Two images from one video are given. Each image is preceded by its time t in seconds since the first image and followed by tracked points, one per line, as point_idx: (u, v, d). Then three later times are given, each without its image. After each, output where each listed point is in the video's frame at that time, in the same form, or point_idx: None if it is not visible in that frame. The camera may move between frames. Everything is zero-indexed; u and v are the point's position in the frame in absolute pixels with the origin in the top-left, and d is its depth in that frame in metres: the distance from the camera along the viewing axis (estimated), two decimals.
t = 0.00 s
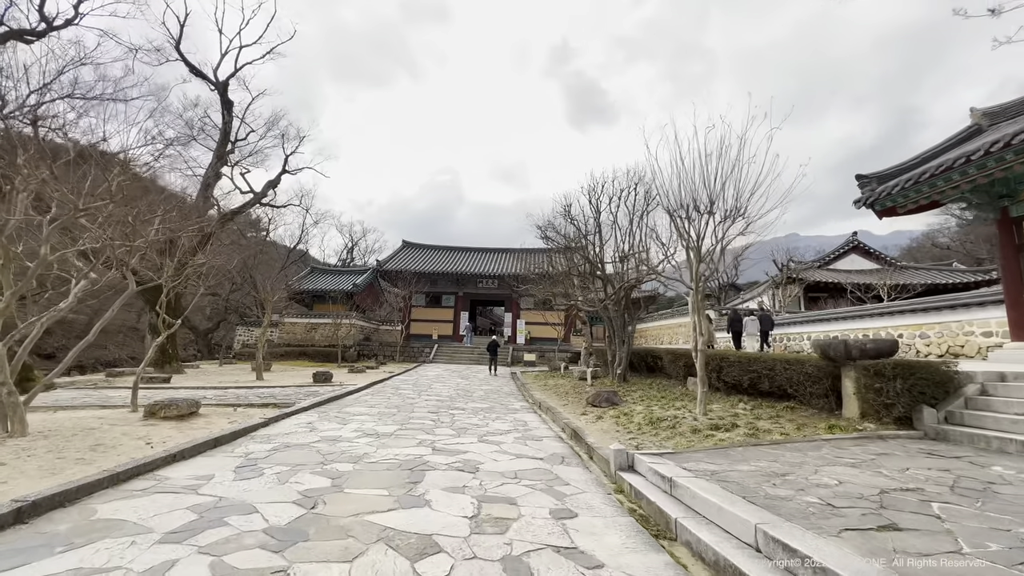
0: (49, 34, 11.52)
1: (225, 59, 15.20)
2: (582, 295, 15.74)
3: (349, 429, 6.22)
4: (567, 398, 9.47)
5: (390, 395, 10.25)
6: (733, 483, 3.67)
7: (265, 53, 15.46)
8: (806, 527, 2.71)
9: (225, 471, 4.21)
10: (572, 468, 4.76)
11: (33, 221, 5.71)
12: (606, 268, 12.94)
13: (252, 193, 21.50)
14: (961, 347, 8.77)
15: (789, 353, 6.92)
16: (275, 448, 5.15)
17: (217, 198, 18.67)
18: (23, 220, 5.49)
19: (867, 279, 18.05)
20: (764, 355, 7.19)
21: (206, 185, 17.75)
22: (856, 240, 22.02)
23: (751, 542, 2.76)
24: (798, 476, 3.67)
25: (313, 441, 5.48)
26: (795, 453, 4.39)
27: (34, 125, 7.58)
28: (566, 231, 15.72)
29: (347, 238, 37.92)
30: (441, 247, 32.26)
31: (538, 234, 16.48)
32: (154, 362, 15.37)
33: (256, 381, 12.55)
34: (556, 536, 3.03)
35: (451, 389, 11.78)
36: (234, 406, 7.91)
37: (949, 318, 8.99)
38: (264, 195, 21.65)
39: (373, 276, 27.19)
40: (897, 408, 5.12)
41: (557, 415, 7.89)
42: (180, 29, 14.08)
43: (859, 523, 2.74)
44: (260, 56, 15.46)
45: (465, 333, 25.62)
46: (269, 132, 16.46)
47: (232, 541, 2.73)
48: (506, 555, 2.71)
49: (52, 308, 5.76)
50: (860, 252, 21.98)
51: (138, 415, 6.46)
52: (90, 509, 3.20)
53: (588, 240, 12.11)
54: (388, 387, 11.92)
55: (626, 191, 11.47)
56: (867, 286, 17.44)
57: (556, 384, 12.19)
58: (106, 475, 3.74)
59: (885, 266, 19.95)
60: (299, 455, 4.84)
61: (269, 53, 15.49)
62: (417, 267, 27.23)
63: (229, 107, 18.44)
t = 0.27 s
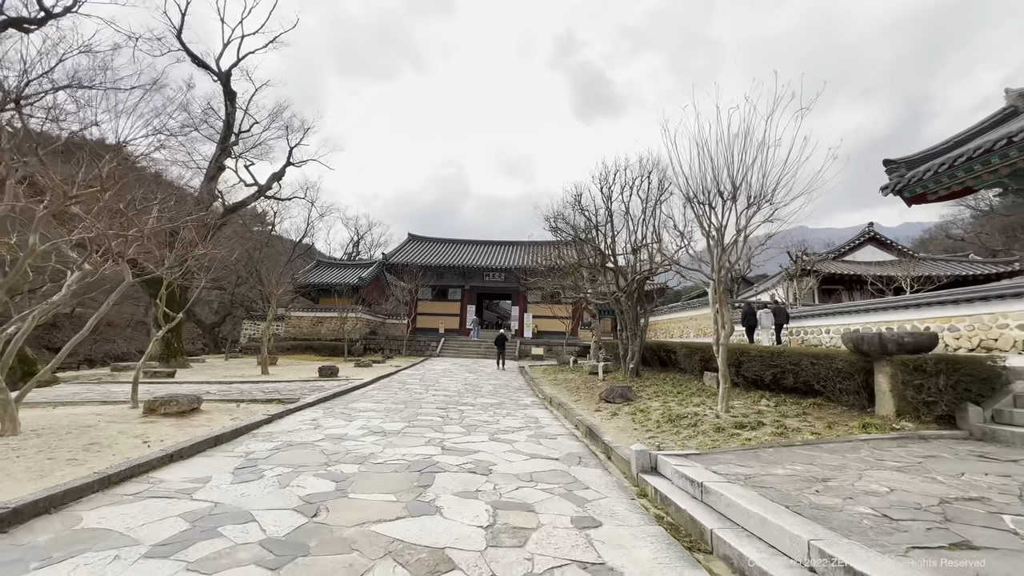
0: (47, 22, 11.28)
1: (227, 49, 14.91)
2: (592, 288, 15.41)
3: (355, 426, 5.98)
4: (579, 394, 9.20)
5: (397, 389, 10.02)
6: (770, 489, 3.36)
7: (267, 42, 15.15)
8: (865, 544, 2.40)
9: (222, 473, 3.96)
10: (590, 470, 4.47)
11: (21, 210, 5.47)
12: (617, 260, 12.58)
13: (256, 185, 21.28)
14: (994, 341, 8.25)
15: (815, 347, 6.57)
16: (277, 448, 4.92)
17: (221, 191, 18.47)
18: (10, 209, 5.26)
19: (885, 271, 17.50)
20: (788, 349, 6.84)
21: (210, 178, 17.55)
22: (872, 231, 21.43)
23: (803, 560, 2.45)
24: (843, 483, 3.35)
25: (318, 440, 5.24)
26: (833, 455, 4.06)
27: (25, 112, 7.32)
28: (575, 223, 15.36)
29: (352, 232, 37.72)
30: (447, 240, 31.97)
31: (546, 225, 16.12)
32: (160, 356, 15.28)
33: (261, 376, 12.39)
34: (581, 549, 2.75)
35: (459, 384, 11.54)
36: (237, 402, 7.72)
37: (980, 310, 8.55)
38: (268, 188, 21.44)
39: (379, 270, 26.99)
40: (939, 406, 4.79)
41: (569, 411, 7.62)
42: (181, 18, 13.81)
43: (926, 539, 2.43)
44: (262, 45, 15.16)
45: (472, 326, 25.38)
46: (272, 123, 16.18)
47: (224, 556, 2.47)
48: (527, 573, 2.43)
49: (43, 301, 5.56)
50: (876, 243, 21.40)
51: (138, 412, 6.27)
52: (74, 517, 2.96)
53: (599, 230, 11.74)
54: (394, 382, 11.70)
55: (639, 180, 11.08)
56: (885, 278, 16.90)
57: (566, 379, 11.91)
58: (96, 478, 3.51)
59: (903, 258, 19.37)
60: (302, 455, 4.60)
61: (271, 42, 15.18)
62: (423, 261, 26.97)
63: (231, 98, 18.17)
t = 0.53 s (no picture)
0: (42, 9, 11.00)
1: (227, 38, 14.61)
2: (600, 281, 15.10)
3: (359, 425, 5.75)
4: (590, 389, 8.95)
5: (402, 385, 9.81)
6: (811, 498, 3.08)
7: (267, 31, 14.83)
8: (936, 569, 2.11)
9: (218, 477, 3.73)
10: (609, 474, 4.19)
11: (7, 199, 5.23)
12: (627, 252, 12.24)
13: (258, 177, 21.05)
14: None
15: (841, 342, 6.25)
16: (277, 449, 4.68)
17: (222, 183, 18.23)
18: None
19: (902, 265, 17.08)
20: (811, 344, 6.54)
21: (212, 170, 17.31)
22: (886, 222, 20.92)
23: None
24: (891, 492, 3.06)
25: (321, 440, 5.00)
26: (873, 459, 3.76)
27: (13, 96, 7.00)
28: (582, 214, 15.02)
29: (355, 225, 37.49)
30: (451, 233, 31.67)
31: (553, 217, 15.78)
32: (162, 350, 15.15)
33: (264, 371, 12.22)
34: (609, 569, 2.48)
35: (465, 379, 11.32)
36: (239, 398, 7.52)
37: (1010, 303, 8.15)
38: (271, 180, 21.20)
39: (383, 263, 26.77)
40: (983, 405, 4.51)
41: (581, 408, 7.38)
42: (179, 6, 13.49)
43: (1004, 563, 2.14)
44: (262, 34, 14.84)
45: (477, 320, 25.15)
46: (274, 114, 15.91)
47: None
48: None
49: (32, 294, 5.37)
50: (890, 235, 20.89)
51: (135, 409, 6.06)
52: (55, 530, 2.73)
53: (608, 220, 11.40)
54: (399, 377, 11.50)
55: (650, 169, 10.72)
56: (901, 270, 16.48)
57: (575, 374, 11.67)
58: (82, 485, 3.28)
59: (918, 250, 18.92)
60: (304, 457, 4.35)
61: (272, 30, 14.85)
62: (428, 254, 26.69)
63: (232, 89, 17.88)
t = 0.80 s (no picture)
0: None
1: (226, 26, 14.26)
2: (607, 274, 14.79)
3: (362, 423, 5.51)
4: (599, 385, 8.70)
5: (405, 381, 9.58)
6: (856, 509, 2.81)
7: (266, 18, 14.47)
8: None
9: (211, 483, 3.48)
10: (628, 479, 3.92)
11: None
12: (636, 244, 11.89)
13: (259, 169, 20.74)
14: None
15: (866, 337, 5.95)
16: (275, 450, 4.44)
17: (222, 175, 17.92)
18: None
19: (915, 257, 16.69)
20: (834, 339, 6.24)
21: (211, 162, 17.00)
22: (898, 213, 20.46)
23: None
24: (945, 504, 2.78)
25: (322, 440, 4.75)
26: (916, 465, 3.48)
27: None
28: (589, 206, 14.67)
29: (357, 218, 37.19)
30: (453, 226, 31.34)
31: (558, 208, 15.42)
32: (162, 345, 14.98)
33: (266, 365, 12.03)
34: None
35: (470, 374, 11.08)
36: (238, 395, 7.30)
37: None
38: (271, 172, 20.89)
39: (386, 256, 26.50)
40: None
41: (591, 405, 7.12)
42: None
43: None
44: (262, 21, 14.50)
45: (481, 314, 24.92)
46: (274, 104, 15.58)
47: None
48: None
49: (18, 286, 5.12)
50: (902, 227, 20.45)
51: (129, 407, 5.84)
52: (27, 546, 2.48)
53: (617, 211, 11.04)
54: (403, 372, 11.28)
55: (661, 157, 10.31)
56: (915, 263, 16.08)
57: (582, 369, 11.41)
58: (63, 492, 3.04)
59: (932, 242, 18.50)
60: (303, 460, 4.10)
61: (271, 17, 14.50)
62: (431, 247, 26.39)
63: (231, 78, 17.54)
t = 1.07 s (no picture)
0: None
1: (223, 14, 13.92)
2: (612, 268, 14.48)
3: (362, 424, 5.24)
4: (607, 382, 8.43)
5: (407, 378, 9.32)
6: (912, 527, 2.52)
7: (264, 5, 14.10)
8: None
9: (198, 493, 3.21)
10: (648, 487, 3.64)
11: None
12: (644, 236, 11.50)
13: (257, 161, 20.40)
14: None
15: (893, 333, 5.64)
16: (270, 454, 4.18)
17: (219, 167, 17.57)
18: None
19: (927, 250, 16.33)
20: (858, 335, 5.94)
21: (208, 153, 16.66)
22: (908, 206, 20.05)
23: None
24: (1013, 522, 2.48)
25: (319, 443, 4.48)
26: (965, 474, 3.19)
27: None
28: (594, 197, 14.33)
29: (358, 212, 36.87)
30: (455, 220, 30.98)
31: (563, 200, 15.07)
32: (161, 340, 14.77)
33: (265, 361, 11.79)
34: None
35: (474, 370, 10.83)
36: (234, 393, 7.04)
37: None
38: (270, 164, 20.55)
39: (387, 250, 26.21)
40: None
41: (601, 403, 6.85)
42: None
43: None
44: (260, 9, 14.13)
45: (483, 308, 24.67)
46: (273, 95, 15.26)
47: None
48: None
49: None
50: (912, 220, 20.06)
51: (118, 407, 5.58)
52: None
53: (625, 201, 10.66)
54: (404, 368, 11.03)
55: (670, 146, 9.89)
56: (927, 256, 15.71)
57: (588, 365, 11.15)
58: (34, 506, 2.77)
59: (944, 235, 18.11)
60: (298, 466, 3.82)
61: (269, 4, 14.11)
62: (432, 241, 26.03)
63: (229, 68, 17.18)
